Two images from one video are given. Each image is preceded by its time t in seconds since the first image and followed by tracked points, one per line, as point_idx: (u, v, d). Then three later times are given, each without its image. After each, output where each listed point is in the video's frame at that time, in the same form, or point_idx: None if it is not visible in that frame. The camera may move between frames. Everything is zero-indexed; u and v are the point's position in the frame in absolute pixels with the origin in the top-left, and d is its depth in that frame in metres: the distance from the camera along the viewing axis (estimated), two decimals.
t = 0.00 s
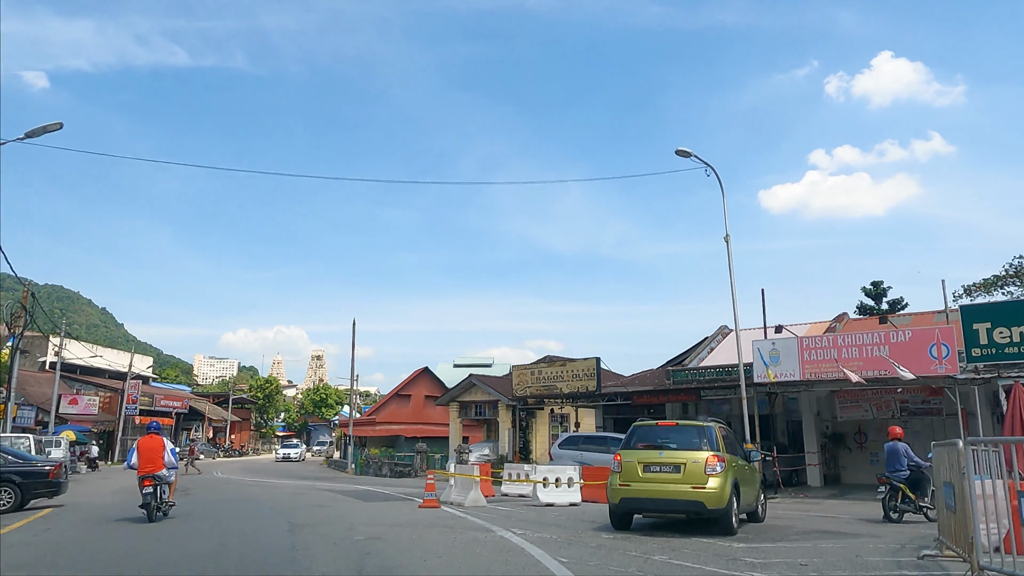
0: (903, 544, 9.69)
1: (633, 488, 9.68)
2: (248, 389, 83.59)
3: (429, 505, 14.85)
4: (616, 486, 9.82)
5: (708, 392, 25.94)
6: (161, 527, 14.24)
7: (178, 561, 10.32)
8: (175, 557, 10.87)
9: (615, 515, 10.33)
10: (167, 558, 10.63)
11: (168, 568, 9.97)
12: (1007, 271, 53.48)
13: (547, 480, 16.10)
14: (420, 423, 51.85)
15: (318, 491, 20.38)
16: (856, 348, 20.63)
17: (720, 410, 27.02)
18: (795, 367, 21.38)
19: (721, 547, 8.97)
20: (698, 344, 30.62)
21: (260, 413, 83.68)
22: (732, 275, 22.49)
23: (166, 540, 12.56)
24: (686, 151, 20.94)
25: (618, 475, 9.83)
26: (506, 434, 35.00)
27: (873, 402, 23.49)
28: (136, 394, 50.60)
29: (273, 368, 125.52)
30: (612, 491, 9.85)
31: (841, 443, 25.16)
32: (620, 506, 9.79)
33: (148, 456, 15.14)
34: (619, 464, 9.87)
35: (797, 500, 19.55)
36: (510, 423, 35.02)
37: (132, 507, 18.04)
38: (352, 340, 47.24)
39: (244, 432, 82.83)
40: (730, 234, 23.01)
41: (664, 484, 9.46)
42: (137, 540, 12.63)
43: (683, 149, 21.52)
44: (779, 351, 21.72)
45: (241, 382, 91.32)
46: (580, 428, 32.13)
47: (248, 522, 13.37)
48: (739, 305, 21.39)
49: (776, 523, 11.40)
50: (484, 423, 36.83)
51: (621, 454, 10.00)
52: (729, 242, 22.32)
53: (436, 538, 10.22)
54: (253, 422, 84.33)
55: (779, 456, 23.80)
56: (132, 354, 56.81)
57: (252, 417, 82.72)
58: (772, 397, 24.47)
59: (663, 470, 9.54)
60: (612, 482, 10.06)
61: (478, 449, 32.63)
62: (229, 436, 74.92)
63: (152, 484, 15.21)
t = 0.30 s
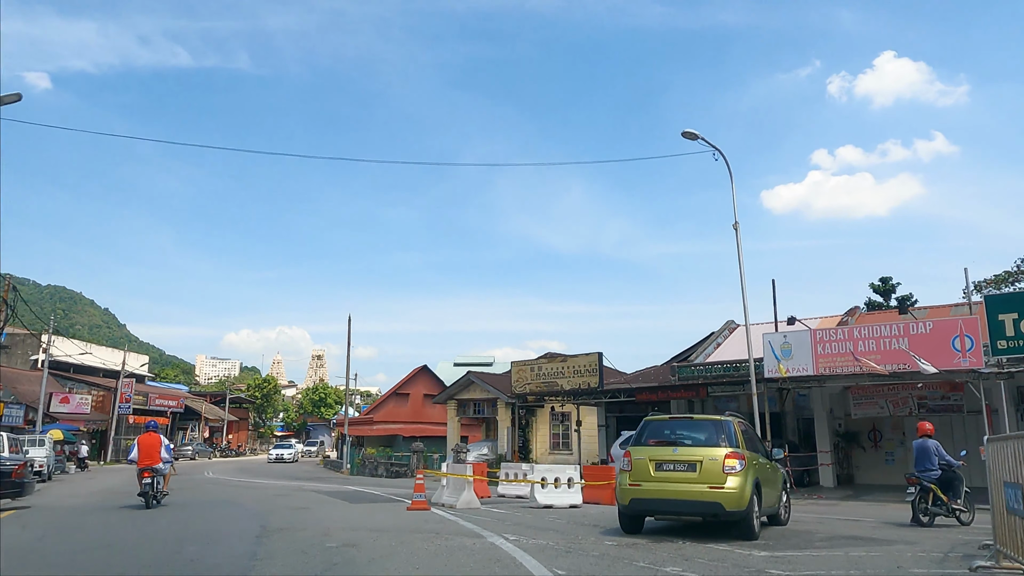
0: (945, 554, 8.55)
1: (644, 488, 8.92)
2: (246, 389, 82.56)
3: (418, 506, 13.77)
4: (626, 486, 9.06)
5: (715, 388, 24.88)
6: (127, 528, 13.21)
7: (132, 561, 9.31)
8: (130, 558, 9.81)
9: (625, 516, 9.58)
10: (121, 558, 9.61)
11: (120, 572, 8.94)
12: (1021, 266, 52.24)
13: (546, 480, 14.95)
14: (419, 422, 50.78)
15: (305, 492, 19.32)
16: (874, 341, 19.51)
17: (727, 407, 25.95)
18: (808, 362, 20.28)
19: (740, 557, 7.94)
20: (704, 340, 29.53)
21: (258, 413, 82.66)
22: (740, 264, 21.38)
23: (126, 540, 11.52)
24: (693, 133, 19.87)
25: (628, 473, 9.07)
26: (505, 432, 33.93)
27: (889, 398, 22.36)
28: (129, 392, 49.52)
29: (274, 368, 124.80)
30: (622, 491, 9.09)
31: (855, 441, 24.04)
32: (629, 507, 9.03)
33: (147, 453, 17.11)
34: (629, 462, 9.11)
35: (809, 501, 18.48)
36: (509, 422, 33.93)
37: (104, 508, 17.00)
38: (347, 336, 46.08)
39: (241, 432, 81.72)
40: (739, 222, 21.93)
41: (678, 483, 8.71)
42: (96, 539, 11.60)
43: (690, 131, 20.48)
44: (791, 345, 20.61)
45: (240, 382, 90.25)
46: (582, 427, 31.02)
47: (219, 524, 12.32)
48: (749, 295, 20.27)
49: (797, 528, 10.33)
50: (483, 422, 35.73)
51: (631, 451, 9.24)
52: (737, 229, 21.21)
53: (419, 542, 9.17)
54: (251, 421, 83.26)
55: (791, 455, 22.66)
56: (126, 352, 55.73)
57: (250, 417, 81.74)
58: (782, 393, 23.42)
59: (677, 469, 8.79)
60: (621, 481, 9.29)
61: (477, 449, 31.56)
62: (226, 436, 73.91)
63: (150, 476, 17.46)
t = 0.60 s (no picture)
0: (995, 571, 7.51)
1: (657, 494, 8.24)
2: (243, 390, 81.58)
3: (405, 514, 12.71)
4: (637, 491, 8.37)
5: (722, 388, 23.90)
6: (89, 536, 12.19)
7: None
8: (78, 572, 8.80)
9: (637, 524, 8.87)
10: (67, 572, 8.60)
11: None
12: None
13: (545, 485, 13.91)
14: (417, 423, 49.79)
15: (290, 496, 18.31)
16: (891, 337, 18.50)
17: (735, 407, 24.92)
18: (821, 359, 19.24)
19: None
20: (709, 337, 28.51)
21: (256, 415, 81.70)
22: (750, 256, 20.28)
23: (82, 550, 10.52)
24: (700, 119, 18.77)
25: (639, 478, 8.38)
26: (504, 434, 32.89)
27: (905, 397, 21.34)
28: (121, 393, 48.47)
29: (273, 368, 123.87)
30: (633, 497, 8.40)
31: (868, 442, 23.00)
32: (642, 514, 8.33)
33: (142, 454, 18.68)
34: (640, 466, 8.41)
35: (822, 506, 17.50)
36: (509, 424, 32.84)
37: (75, 512, 16.01)
38: (343, 336, 45.02)
39: (239, 435, 80.67)
40: (747, 211, 20.83)
41: (694, 489, 8.02)
42: (50, 547, 10.60)
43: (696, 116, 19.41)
44: (803, 341, 19.56)
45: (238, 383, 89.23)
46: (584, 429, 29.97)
47: (187, 534, 11.29)
48: (760, 289, 19.19)
49: (820, 539, 9.31)
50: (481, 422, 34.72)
51: (643, 453, 8.54)
52: (747, 220, 20.10)
53: (399, 557, 8.15)
54: (249, 424, 82.26)
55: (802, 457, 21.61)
56: (119, 353, 54.67)
57: (248, 418, 80.75)
58: (793, 392, 22.41)
59: (693, 472, 8.10)
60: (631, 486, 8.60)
61: (475, 451, 30.53)
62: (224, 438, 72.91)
63: (144, 475, 19.42)
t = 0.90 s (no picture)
0: None
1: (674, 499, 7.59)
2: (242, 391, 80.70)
3: (393, 520, 11.73)
4: (653, 496, 7.73)
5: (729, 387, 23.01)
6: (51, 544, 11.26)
7: None
8: None
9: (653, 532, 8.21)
10: None
11: None
12: None
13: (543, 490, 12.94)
14: (416, 424, 48.92)
15: (277, 500, 17.41)
16: (909, 332, 17.57)
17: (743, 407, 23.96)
18: (834, 356, 18.32)
19: None
20: (715, 335, 27.59)
21: (255, 416, 80.84)
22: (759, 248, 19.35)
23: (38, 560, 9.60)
24: (707, 103, 17.84)
25: (655, 481, 7.74)
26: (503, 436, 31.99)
27: (921, 396, 20.41)
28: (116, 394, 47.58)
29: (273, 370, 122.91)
30: (648, 503, 7.75)
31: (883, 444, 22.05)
32: (657, 521, 7.69)
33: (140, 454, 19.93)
34: (656, 468, 7.78)
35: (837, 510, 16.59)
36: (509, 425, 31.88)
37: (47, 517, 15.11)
38: (339, 334, 44.06)
39: (237, 436, 79.82)
40: (757, 202, 19.90)
41: (714, 493, 7.37)
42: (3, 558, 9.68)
43: (703, 100, 18.48)
44: (816, 337, 18.63)
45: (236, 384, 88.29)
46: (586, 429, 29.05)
47: (156, 542, 10.37)
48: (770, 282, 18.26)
49: (847, 549, 8.43)
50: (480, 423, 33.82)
51: (659, 455, 7.90)
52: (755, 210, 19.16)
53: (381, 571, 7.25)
54: (247, 425, 81.40)
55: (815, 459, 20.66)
56: (113, 353, 53.77)
57: (246, 420, 79.84)
58: (804, 391, 21.48)
59: (713, 475, 7.44)
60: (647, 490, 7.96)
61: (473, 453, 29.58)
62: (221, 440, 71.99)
63: (144, 475, 20.08)
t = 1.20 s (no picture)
0: None
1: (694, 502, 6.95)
2: (240, 391, 79.83)
3: (378, 526, 10.95)
4: (670, 499, 7.09)
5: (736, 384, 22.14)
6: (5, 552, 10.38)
7: None
8: None
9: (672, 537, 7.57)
10: None
11: None
12: None
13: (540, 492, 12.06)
14: (415, 424, 48.12)
15: (263, 503, 16.55)
16: (926, 326, 16.63)
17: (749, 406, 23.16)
18: (848, 352, 17.44)
19: None
20: (721, 332, 26.69)
21: (253, 416, 79.96)
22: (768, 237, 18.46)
23: None
24: (714, 87, 16.93)
25: (673, 483, 7.11)
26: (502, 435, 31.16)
27: (938, 395, 19.53)
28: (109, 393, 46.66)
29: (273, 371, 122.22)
30: (665, 506, 7.12)
31: (896, 444, 21.17)
32: (675, 526, 7.06)
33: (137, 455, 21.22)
34: (674, 469, 7.14)
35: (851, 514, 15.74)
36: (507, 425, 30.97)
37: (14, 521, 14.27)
38: (334, 333, 43.11)
39: (235, 436, 78.95)
40: (767, 190, 19.00)
41: (737, 496, 6.73)
42: None
43: (710, 83, 17.58)
44: (828, 332, 17.78)
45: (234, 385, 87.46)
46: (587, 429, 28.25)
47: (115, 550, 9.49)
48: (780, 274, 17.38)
49: (879, 559, 7.58)
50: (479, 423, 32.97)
51: (678, 455, 7.26)
52: (765, 199, 18.24)
53: None
54: (245, 426, 80.57)
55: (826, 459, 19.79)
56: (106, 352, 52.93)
57: (244, 420, 79.04)
58: (814, 389, 20.59)
59: (736, 477, 6.79)
60: (664, 493, 7.33)
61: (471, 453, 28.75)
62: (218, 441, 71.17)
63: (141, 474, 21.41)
